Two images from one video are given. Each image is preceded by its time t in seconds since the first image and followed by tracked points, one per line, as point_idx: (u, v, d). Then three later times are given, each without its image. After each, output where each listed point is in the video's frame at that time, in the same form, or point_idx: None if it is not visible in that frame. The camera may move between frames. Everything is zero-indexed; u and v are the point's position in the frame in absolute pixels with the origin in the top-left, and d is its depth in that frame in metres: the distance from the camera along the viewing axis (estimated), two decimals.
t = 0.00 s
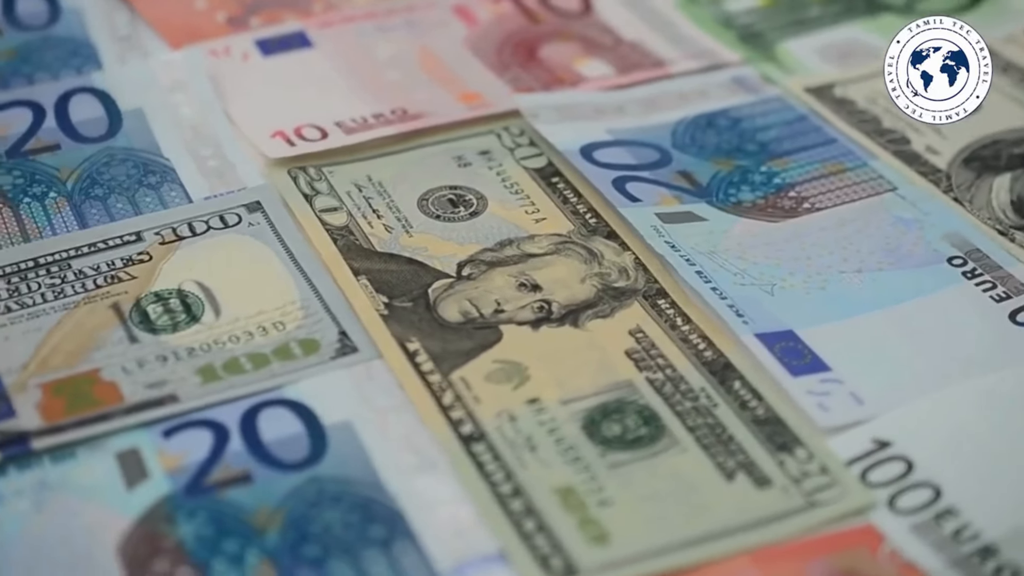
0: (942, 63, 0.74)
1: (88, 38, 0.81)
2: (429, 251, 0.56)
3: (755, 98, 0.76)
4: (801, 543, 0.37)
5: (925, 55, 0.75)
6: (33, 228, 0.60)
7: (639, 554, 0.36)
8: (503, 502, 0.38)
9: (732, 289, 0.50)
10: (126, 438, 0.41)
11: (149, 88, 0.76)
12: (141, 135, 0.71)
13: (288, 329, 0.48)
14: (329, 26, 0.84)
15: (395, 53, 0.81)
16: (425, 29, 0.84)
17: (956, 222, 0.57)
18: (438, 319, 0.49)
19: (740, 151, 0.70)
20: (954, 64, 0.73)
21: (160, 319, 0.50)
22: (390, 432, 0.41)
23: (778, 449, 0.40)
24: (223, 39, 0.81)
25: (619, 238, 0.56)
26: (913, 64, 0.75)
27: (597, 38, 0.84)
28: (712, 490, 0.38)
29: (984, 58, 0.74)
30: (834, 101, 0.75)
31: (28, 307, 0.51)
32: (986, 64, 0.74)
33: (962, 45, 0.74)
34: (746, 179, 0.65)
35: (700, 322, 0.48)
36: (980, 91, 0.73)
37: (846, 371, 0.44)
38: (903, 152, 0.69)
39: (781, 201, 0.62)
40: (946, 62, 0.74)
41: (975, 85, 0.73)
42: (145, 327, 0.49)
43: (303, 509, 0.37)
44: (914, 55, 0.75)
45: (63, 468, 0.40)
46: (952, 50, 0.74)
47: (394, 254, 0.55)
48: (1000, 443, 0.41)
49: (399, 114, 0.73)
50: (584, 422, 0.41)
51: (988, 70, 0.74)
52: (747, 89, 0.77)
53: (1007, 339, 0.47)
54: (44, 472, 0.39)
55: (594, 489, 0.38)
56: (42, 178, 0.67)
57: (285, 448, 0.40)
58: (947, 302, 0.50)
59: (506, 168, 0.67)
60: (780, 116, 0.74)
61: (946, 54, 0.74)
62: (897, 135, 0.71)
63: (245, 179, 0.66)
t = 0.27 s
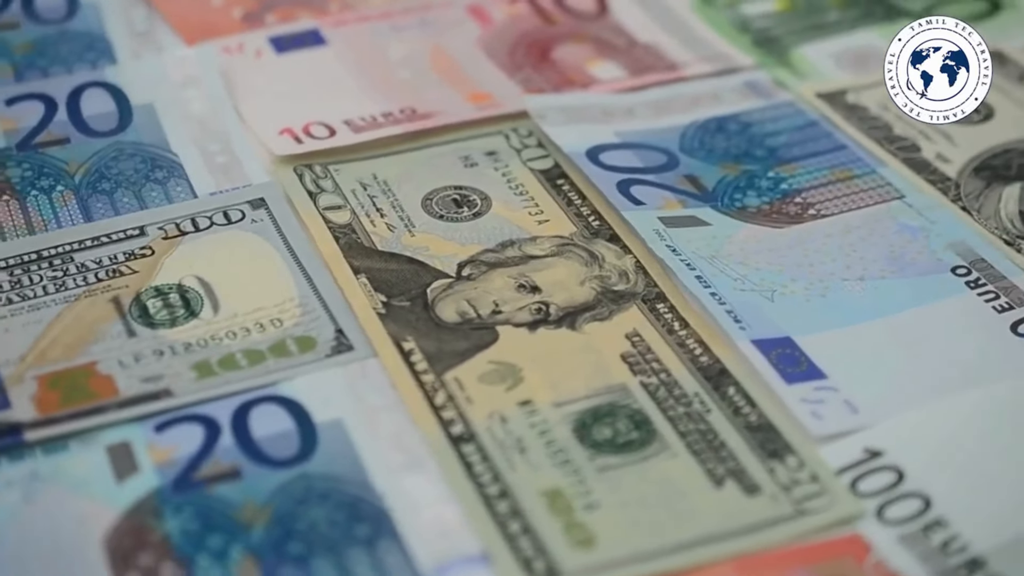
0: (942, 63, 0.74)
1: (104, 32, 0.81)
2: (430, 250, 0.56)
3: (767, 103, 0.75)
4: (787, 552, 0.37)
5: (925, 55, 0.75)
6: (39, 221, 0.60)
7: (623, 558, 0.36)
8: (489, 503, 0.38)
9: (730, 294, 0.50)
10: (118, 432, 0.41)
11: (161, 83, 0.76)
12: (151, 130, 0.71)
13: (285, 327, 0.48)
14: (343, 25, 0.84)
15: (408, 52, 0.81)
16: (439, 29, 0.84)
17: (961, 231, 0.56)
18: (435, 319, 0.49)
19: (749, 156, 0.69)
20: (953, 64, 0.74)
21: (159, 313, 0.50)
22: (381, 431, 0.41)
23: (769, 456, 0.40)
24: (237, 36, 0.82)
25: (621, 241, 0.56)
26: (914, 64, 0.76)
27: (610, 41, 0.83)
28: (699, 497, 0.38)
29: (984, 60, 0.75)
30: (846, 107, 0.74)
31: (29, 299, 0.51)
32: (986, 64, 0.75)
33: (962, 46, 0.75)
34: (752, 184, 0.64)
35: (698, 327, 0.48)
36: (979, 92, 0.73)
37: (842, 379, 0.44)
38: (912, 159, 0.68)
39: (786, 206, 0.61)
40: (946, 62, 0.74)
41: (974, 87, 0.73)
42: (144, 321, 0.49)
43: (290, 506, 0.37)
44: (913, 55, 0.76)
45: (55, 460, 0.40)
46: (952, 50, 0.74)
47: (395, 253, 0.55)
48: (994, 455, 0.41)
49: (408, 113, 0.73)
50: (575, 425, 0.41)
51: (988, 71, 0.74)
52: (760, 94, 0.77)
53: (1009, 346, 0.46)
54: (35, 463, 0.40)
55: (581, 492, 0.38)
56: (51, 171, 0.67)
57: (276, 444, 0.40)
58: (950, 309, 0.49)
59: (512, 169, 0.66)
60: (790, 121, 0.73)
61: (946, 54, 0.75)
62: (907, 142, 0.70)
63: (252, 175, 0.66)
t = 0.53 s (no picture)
0: (941, 63, 0.74)
1: (115, 29, 0.81)
2: (431, 250, 0.56)
3: (774, 106, 0.75)
4: (777, 557, 0.37)
5: (924, 55, 0.74)
6: (43, 216, 0.60)
7: (612, 561, 0.36)
8: (480, 504, 0.38)
9: (730, 298, 0.50)
10: (113, 427, 0.41)
11: (169, 79, 0.76)
12: (158, 127, 0.72)
13: (284, 324, 0.48)
14: (353, 24, 0.84)
15: (416, 52, 0.81)
16: (448, 29, 0.84)
17: (965, 236, 0.56)
18: (433, 318, 0.49)
19: (754, 159, 0.68)
20: (953, 64, 0.73)
21: (158, 310, 0.50)
22: (374, 430, 0.41)
23: (762, 461, 0.39)
24: (247, 34, 0.82)
25: (622, 243, 0.56)
26: (913, 64, 0.75)
27: (620, 43, 0.83)
28: (690, 500, 0.38)
29: (985, 60, 0.74)
30: (854, 111, 0.74)
31: (30, 293, 0.51)
32: (987, 62, 0.74)
33: (962, 44, 0.74)
34: (756, 188, 0.63)
35: (696, 330, 0.48)
36: (978, 93, 0.73)
37: (839, 385, 0.43)
38: (919, 165, 0.67)
39: (790, 210, 0.61)
40: (946, 61, 0.74)
41: (972, 88, 0.73)
42: (143, 317, 0.49)
43: (281, 503, 0.38)
44: (913, 55, 0.75)
45: (49, 454, 0.40)
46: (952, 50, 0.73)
47: (396, 252, 0.55)
48: (989, 465, 0.40)
49: (414, 113, 0.73)
50: (569, 426, 0.41)
51: (988, 71, 0.73)
52: (768, 97, 0.76)
53: (1007, 357, 0.46)
54: (29, 458, 0.40)
55: (573, 494, 0.38)
56: (57, 167, 0.67)
57: (270, 442, 0.40)
58: (950, 317, 0.49)
59: (517, 170, 0.66)
60: (797, 125, 0.73)
61: (946, 54, 0.74)
62: (914, 148, 0.70)
63: (256, 172, 0.66)
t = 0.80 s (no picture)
0: (942, 63, 0.74)
1: (128, 25, 0.82)
2: (432, 250, 0.56)
3: (783, 109, 0.75)
4: (766, 563, 0.36)
5: (925, 55, 0.75)
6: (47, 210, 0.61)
7: (600, 564, 0.36)
8: (470, 505, 0.38)
9: (729, 302, 0.50)
10: (108, 422, 0.41)
11: (179, 76, 0.77)
12: (165, 123, 0.72)
13: (282, 322, 0.48)
14: (364, 23, 0.84)
15: (425, 52, 0.81)
16: (460, 29, 0.84)
17: (969, 244, 0.55)
18: (431, 318, 0.49)
19: (760, 163, 0.68)
20: (953, 65, 0.74)
21: (158, 305, 0.50)
22: (367, 429, 0.41)
23: (755, 466, 0.39)
24: (258, 31, 0.82)
25: (623, 245, 0.55)
26: (914, 64, 0.75)
27: (631, 44, 0.83)
28: (680, 504, 0.38)
29: (985, 61, 0.75)
30: (862, 115, 0.73)
31: (32, 288, 0.52)
32: (986, 64, 0.75)
33: (963, 45, 0.74)
34: (761, 192, 0.63)
35: (694, 333, 0.48)
36: (976, 96, 0.73)
37: (835, 391, 0.43)
38: (926, 171, 0.66)
39: (794, 214, 0.60)
40: (947, 62, 0.74)
41: (971, 90, 0.73)
42: (143, 312, 0.50)
43: (271, 500, 0.38)
44: (914, 55, 0.76)
45: (44, 448, 0.40)
46: (952, 51, 0.74)
47: (397, 251, 0.55)
48: (983, 475, 0.40)
49: (421, 112, 0.73)
50: (562, 429, 0.41)
51: (988, 74, 0.74)
52: (777, 100, 0.76)
53: (1008, 363, 0.46)
54: (24, 451, 0.40)
55: (563, 496, 0.38)
56: (63, 161, 0.68)
57: (263, 439, 0.40)
58: (949, 325, 0.49)
59: (522, 171, 0.66)
60: (805, 130, 0.72)
61: (946, 54, 0.74)
62: (921, 155, 0.69)
63: (261, 169, 0.66)
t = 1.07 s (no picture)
0: (942, 63, 0.75)
1: (144, 21, 0.82)
2: (434, 249, 0.56)
3: (794, 115, 0.74)
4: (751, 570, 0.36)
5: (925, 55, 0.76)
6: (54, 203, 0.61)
7: (583, 567, 0.36)
8: (456, 505, 0.38)
9: (727, 307, 0.49)
10: (101, 415, 0.41)
11: (191, 72, 0.77)
12: (176, 118, 0.72)
13: (279, 319, 0.49)
14: (379, 22, 0.84)
15: (438, 52, 0.81)
16: (474, 29, 0.84)
17: (974, 254, 0.55)
18: (428, 318, 0.49)
19: (768, 169, 0.67)
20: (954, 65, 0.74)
21: (158, 300, 0.50)
22: (358, 428, 0.41)
23: (744, 473, 0.39)
24: (273, 29, 0.82)
25: (625, 249, 0.55)
26: (914, 64, 0.76)
27: (644, 47, 0.82)
28: (667, 509, 0.38)
29: (986, 63, 0.75)
30: (874, 122, 0.73)
31: (34, 280, 0.52)
32: (987, 65, 0.75)
33: (963, 46, 0.75)
34: (767, 198, 0.62)
35: (691, 338, 0.47)
36: (975, 98, 0.73)
37: (830, 400, 0.43)
38: (935, 179, 0.65)
39: (799, 221, 0.60)
40: (947, 61, 0.75)
41: (972, 90, 0.74)
42: (143, 306, 0.50)
43: (258, 497, 0.38)
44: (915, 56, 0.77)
45: (37, 439, 0.40)
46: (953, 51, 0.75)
47: (398, 251, 0.55)
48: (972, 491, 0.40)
49: (430, 112, 0.73)
50: (553, 431, 0.41)
51: (989, 75, 0.75)
52: (789, 105, 0.75)
53: (1007, 377, 0.45)
54: (17, 442, 0.40)
55: (550, 499, 0.38)
56: (73, 155, 0.68)
57: (253, 435, 0.40)
58: (949, 334, 0.48)
59: (528, 172, 0.65)
60: (816, 137, 0.71)
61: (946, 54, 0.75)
62: (931, 162, 0.68)
63: (268, 166, 0.66)
